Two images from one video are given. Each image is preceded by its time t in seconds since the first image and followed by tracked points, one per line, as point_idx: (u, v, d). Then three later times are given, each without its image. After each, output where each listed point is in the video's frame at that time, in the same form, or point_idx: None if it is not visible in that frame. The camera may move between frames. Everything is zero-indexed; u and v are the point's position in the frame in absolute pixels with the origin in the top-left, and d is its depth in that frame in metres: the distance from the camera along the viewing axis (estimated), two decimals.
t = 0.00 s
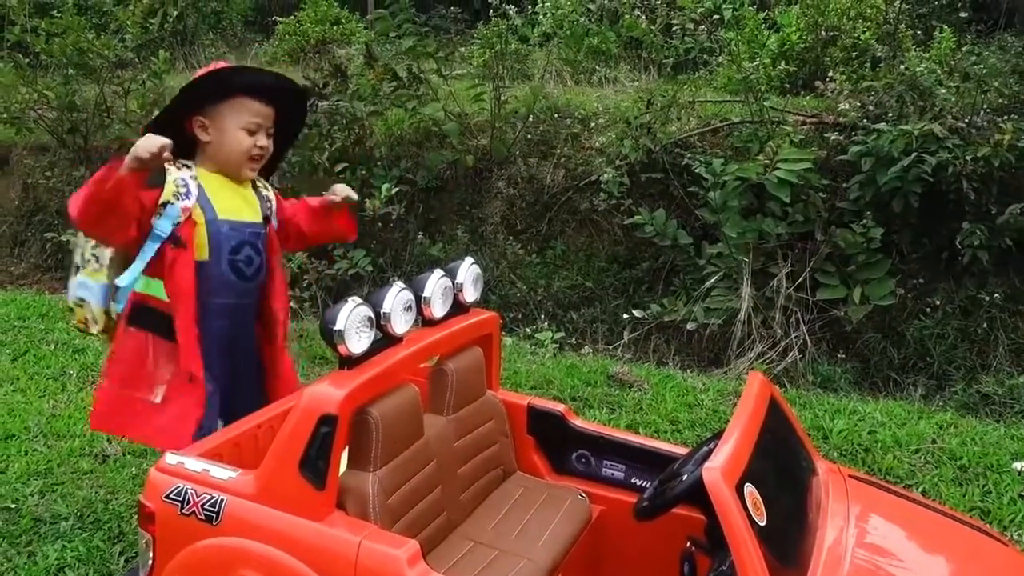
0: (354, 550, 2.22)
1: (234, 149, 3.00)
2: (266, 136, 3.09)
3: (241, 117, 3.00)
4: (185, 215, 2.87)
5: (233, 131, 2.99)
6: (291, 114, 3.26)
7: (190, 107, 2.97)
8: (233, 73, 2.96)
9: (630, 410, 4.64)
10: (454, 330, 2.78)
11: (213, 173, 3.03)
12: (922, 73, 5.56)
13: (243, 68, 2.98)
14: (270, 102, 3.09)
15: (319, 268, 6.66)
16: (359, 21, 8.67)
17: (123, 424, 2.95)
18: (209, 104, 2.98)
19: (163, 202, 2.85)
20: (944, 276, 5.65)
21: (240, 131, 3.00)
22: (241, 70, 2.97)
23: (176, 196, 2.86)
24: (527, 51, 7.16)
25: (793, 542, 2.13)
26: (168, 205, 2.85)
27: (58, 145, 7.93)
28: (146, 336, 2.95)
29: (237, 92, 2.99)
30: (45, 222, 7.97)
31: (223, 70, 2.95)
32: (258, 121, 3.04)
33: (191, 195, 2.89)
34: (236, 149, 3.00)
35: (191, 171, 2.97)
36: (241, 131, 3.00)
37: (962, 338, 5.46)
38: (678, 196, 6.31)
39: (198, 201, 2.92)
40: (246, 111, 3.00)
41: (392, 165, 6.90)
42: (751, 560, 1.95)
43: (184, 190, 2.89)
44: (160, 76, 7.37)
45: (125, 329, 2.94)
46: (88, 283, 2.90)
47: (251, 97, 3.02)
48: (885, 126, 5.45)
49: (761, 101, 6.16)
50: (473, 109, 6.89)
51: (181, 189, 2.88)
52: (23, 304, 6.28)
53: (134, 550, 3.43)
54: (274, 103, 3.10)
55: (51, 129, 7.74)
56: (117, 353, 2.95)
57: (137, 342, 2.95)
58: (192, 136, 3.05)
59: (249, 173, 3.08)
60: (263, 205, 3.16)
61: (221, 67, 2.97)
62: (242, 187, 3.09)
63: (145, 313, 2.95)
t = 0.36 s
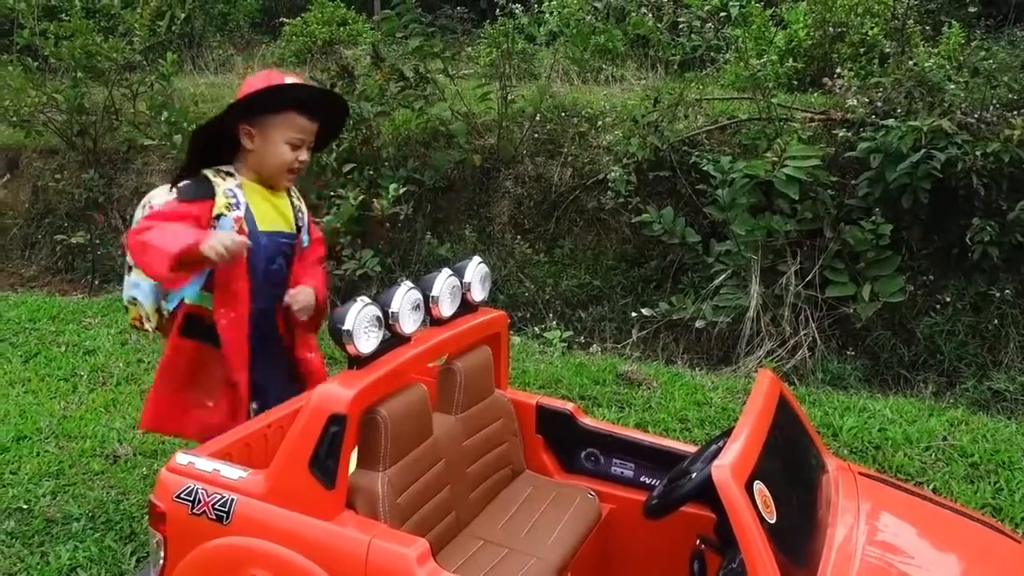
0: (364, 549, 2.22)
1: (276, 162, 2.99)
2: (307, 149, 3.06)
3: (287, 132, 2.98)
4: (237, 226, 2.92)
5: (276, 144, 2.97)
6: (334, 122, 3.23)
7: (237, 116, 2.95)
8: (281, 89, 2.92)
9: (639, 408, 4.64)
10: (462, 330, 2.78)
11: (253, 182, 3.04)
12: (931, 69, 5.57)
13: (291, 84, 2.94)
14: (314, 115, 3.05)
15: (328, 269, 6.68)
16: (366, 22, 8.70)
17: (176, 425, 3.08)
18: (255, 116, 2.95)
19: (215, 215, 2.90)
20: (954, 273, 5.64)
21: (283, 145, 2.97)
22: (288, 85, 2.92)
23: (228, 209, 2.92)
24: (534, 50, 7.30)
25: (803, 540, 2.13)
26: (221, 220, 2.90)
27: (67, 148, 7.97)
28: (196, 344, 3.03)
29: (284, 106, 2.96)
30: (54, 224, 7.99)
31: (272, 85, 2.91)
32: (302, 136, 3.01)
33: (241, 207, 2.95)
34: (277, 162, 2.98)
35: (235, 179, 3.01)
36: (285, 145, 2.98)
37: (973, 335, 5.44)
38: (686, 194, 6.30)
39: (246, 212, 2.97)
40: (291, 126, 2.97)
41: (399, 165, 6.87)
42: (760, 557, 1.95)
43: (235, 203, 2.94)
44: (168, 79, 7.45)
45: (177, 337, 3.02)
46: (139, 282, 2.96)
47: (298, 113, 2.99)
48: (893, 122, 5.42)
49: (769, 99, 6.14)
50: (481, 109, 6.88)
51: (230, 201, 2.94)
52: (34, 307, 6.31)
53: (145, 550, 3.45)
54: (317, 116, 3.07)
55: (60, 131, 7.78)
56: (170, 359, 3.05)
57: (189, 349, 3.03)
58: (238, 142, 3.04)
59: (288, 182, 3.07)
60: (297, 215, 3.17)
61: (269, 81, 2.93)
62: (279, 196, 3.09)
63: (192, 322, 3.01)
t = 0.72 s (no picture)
0: (367, 531, 2.25)
1: (408, 170, 3.05)
2: (435, 155, 3.10)
3: (416, 142, 3.01)
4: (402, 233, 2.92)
5: (406, 155, 3.02)
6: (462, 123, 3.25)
7: (371, 129, 3.00)
8: (415, 104, 2.95)
9: (643, 396, 4.64)
10: (464, 316, 2.79)
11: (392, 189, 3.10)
12: (938, 55, 5.51)
13: (423, 97, 2.96)
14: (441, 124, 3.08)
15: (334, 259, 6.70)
16: (371, 11, 8.68)
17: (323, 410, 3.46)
18: (391, 129, 3.00)
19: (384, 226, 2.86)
20: (960, 259, 5.62)
21: (412, 154, 3.02)
22: (419, 99, 2.95)
23: (391, 217, 2.88)
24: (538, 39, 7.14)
25: (803, 522, 2.14)
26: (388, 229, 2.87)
27: (74, 140, 8.00)
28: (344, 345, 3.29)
29: (415, 117, 2.99)
30: (62, 216, 8.02)
31: (407, 100, 2.94)
32: (430, 144, 3.05)
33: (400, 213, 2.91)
34: (409, 171, 3.04)
35: (386, 186, 2.96)
36: (414, 155, 3.03)
37: (979, 321, 5.43)
38: (691, 182, 6.29)
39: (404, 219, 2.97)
40: (420, 136, 3.01)
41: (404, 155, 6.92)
42: (758, 539, 1.96)
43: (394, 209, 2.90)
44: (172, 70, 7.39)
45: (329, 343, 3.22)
46: (291, 291, 2.82)
47: (424, 123, 3.01)
48: (900, 109, 5.38)
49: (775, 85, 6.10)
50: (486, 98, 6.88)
51: (392, 208, 2.89)
52: (42, 298, 6.35)
53: (154, 536, 3.48)
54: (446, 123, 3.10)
55: (66, 123, 7.80)
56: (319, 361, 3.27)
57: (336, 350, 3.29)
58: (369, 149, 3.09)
59: (419, 186, 3.14)
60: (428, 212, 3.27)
61: (405, 94, 2.95)
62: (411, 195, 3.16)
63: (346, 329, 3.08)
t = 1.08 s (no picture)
0: (344, 520, 2.26)
1: (513, 186, 3.32)
2: (548, 175, 3.33)
3: (525, 161, 3.27)
4: (474, 233, 3.32)
5: (514, 172, 3.29)
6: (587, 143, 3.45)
7: (488, 139, 3.27)
8: (538, 125, 3.17)
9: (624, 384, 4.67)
10: (443, 306, 2.79)
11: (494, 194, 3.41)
12: (919, 44, 5.56)
13: (546, 121, 3.18)
14: (562, 144, 3.29)
15: (316, 249, 6.69)
16: None
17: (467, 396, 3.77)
18: (505, 140, 3.25)
19: (455, 224, 3.31)
20: (939, 248, 5.64)
21: (520, 173, 3.28)
22: (541, 122, 3.17)
23: (465, 217, 3.32)
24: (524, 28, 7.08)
25: (772, 509, 2.17)
26: (459, 228, 3.30)
27: (53, 129, 7.93)
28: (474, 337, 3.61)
29: (538, 137, 3.22)
30: (42, 206, 7.94)
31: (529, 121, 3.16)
32: (542, 164, 3.28)
33: (477, 214, 3.33)
34: (514, 187, 3.32)
35: (478, 186, 3.40)
36: (522, 173, 3.28)
37: (957, 309, 5.49)
38: (674, 171, 6.30)
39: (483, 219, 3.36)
40: (535, 156, 3.25)
41: (387, 144, 6.91)
42: (729, 527, 1.98)
43: (473, 210, 3.34)
44: (153, 58, 7.34)
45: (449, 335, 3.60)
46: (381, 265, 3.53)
47: (541, 144, 3.24)
48: (880, 98, 5.45)
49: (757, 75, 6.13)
50: (469, 87, 6.82)
51: (470, 209, 3.33)
52: (21, 289, 6.31)
53: (132, 528, 3.47)
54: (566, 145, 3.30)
55: (46, 112, 7.74)
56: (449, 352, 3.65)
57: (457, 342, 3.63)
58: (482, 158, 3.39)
59: (526, 202, 3.40)
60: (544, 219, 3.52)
61: (525, 116, 3.16)
62: (523, 208, 3.45)
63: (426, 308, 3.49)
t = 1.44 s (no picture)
0: (322, 500, 2.27)
1: (557, 151, 3.21)
2: (593, 147, 3.17)
3: (568, 127, 3.16)
4: (504, 191, 3.29)
5: (556, 137, 3.19)
6: (651, 120, 3.24)
7: (536, 100, 3.22)
8: (578, 89, 3.06)
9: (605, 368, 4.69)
10: (421, 291, 2.81)
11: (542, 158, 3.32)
12: (895, 29, 5.61)
13: (589, 87, 3.06)
14: (608, 117, 3.12)
15: (295, 235, 6.64)
16: None
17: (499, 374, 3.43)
18: (551, 102, 3.18)
19: (490, 176, 3.32)
20: (916, 231, 5.69)
21: (561, 139, 3.19)
22: (581, 87, 3.06)
23: (501, 172, 3.30)
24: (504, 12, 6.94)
25: (743, 486, 2.21)
26: (493, 179, 3.31)
27: (27, 115, 7.83)
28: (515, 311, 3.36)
29: (580, 102, 3.10)
30: (16, 193, 7.83)
31: (571, 83, 3.08)
32: (585, 133, 3.15)
33: (513, 173, 3.29)
34: (557, 152, 3.21)
35: (526, 146, 3.32)
36: (563, 139, 3.18)
37: (933, 292, 5.56)
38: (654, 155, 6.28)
39: (520, 180, 3.30)
40: (575, 124, 3.14)
41: (366, 129, 6.89)
42: (701, 502, 2.03)
43: (511, 166, 3.30)
44: (129, 43, 7.25)
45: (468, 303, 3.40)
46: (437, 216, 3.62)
47: (583, 111, 3.11)
48: (858, 83, 5.48)
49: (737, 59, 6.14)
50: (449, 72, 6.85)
51: (507, 165, 3.30)
52: None
53: (111, 514, 3.46)
54: (615, 120, 3.13)
55: (19, 98, 7.64)
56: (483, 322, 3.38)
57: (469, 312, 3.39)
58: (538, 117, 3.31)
59: (571, 173, 3.26)
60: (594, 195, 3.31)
61: (572, 76, 3.10)
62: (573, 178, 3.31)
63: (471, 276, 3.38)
